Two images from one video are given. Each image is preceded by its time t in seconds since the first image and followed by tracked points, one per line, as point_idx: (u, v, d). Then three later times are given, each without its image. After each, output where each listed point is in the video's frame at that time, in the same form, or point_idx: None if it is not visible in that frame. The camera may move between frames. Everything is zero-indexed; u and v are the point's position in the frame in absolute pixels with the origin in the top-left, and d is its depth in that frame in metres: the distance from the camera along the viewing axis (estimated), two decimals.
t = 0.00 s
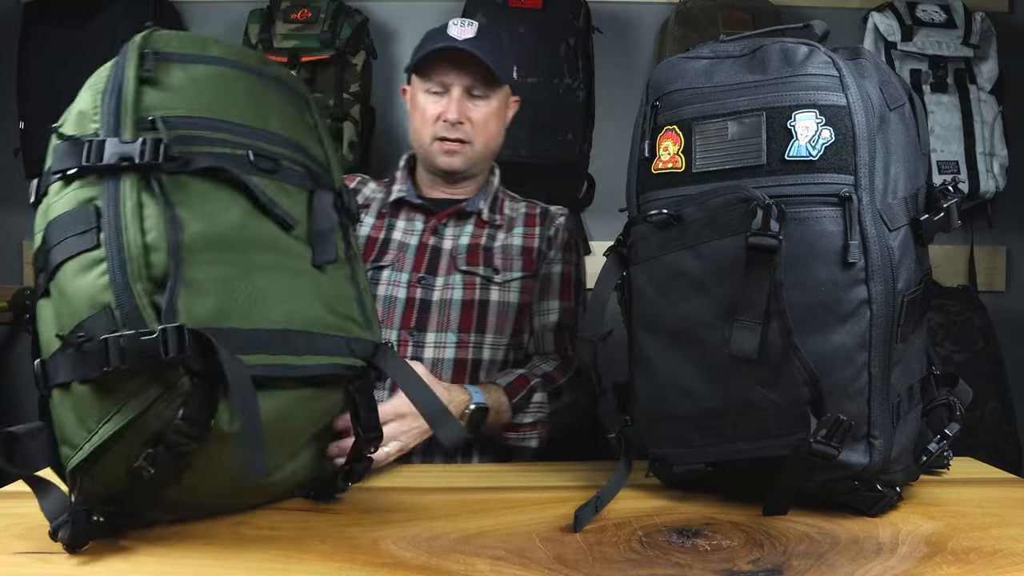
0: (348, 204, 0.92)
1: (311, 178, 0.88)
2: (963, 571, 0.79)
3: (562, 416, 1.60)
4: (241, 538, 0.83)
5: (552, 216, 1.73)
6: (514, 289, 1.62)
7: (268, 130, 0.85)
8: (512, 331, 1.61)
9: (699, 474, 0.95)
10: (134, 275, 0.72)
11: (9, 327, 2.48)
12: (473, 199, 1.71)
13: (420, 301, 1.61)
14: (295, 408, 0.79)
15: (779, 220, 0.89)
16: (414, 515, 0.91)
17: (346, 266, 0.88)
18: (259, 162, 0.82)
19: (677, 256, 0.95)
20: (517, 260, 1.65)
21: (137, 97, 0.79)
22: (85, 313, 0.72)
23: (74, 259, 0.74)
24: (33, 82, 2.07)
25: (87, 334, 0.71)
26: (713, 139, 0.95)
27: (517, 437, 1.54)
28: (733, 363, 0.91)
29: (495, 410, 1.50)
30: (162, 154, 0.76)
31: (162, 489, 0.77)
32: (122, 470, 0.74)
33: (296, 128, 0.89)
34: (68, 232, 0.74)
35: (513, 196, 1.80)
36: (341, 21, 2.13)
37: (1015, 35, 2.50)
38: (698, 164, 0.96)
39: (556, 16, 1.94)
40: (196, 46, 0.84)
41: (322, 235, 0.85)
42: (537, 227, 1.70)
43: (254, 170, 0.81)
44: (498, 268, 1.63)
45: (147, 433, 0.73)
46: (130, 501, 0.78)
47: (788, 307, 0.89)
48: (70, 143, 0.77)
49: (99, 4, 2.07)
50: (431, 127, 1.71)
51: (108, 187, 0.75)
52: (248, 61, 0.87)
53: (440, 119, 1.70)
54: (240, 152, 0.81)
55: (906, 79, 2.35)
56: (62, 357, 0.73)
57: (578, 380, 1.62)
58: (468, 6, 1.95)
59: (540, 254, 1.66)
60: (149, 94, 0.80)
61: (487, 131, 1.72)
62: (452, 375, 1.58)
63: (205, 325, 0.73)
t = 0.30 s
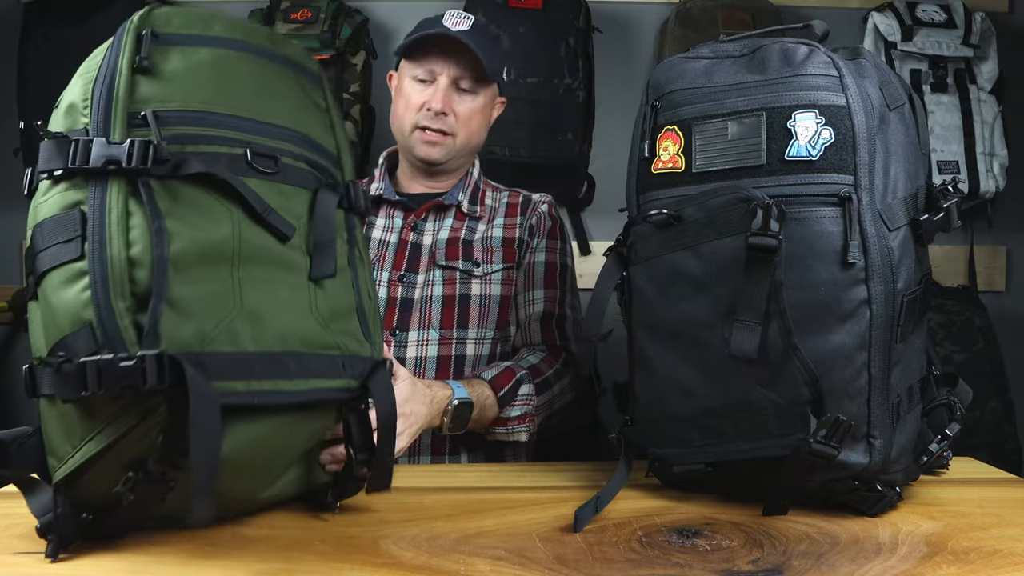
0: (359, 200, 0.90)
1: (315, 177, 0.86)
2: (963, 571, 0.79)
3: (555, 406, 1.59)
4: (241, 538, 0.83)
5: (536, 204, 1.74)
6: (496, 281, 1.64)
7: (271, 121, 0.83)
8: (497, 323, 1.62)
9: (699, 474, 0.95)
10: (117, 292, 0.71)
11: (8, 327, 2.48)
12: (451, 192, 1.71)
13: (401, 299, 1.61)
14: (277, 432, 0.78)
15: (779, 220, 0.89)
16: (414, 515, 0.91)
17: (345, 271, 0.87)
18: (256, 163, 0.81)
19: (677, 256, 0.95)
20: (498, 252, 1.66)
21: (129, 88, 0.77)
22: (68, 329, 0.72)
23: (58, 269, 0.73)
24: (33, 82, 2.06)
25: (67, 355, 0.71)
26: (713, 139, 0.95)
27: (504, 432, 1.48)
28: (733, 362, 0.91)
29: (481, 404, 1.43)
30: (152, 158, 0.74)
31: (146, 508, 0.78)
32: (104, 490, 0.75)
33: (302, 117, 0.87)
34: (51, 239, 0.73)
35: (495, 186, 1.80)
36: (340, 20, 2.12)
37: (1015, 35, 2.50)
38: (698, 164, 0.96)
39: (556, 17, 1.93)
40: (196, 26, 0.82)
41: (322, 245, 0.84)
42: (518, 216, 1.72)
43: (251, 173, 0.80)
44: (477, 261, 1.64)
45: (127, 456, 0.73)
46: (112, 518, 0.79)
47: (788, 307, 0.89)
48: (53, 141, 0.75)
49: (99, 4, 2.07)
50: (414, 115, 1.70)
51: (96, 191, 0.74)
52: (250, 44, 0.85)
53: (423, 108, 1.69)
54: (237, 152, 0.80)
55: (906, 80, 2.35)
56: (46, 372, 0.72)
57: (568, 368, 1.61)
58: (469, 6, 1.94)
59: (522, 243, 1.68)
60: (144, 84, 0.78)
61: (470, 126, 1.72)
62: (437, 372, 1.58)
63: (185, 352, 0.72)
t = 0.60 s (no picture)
0: (375, 198, 0.81)
1: (323, 177, 0.77)
2: (963, 571, 0.79)
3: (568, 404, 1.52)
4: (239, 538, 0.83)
5: (554, 200, 1.63)
6: (512, 279, 1.56)
7: (275, 115, 0.75)
8: (513, 322, 1.55)
9: (699, 474, 0.95)
10: (87, 316, 0.68)
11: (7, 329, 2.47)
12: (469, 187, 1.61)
13: (415, 297, 1.54)
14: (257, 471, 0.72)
15: (779, 220, 0.89)
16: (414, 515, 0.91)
17: (349, 282, 0.78)
18: (251, 168, 0.73)
19: (677, 257, 0.95)
20: (514, 249, 1.57)
21: (123, 78, 0.71)
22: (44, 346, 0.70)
23: (37, 282, 0.70)
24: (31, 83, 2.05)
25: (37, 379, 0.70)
26: (713, 139, 0.95)
27: (518, 435, 1.42)
28: (733, 363, 0.91)
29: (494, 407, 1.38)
30: (132, 168, 0.69)
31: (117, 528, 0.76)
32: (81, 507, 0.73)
33: (315, 106, 0.78)
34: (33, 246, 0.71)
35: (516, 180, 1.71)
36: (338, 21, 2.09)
37: (1015, 35, 2.43)
38: (698, 164, 0.96)
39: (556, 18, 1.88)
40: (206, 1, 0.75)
41: (318, 264, 0.75)
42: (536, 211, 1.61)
43: (239, 181, 0.72)
44: (493, 259, 1.56)
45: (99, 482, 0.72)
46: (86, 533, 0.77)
47: (788, 307, 0.89)
48: (37, 140, 0.71)
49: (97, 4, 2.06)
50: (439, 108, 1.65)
51: (77, 197, 0.69)
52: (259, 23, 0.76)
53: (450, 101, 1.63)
54: (231, 155, 0.73)
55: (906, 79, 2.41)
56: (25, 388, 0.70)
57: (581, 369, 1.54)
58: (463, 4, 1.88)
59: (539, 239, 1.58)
60: (140, 72, 0.72)
61: (495, 122, 1.67)
62: (450, 373, 1.52)
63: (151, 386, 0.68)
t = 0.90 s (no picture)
0: (364, 219, 0.75)
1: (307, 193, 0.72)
2: (963, 571, 0.79)
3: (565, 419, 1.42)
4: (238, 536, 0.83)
5: (577, 204, 1.57)
6: (523, 284, 1.51)
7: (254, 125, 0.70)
8: (520, 328, 1.50)
9: (699, 474, 0.95)
10: (40, 349, 0.67)
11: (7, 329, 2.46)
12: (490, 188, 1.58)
13: (427, 297, 1.50)
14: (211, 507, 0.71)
15: (779, 220, 0.89)
16: (414, 515, 0.91)
17: (330, 314, 0.73)
18: (218, 193, 0.68)
19: (677, 257, 0.95)
20: (528, 252, 1.52)
21: (88, 86, 0.68)
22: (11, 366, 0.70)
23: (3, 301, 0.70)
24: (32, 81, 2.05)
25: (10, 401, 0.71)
26: (713, 139, 0.95)
27: (511, 456, 1.18)
28: (733, 363, 0.91)
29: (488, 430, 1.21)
30: (84, 193, 0.66)
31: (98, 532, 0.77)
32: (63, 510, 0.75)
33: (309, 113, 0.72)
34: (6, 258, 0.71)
35: (541, 183, 1.65)
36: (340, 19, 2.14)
37: (1016, 35, 2.43)
38: (698, 164, 0.95)
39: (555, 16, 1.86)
40: None
41: (281, 311, 0.69)
42: (555, 214, 1.56)
43: (194, 210, 0.67)
44: (504, 261, 1.51)
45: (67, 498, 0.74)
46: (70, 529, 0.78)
47: (788, 307, 0.89)
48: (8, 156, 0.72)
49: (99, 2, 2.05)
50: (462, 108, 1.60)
51: (40, 217, 0.68)
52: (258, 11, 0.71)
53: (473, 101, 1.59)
54: (196, 176, 0.68)
55: (905, 79, 2.40)
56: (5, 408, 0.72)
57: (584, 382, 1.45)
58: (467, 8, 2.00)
59: (554, 245, 1.53)
60: (109, 77, 0.69)
61: (518, 125, 1.61)
62: (452, 375, 1.48)
63: (100, 429, 0.68)
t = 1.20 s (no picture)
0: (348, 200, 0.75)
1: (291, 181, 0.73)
2: (964, 571, 0.79)
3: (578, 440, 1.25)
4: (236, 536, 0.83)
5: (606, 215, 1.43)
6: (545, 299, 1.39)
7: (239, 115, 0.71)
8: (539, 343, 1.40)
9: (698, 475, 0.95)
10: (36, 335, 0.69)
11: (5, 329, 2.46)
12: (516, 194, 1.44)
13: (446, 306, 1.39)
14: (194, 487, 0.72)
15: (779, 220, 0.89)
16: (414, 515, 0.91)
17: (316, 294, 0.74)
18: (204, 179, 0.70)
19: (677, 256, 0.95)
20: (552, 266, 1.40)
21: (80, 85, 0.71)
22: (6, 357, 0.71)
23: None
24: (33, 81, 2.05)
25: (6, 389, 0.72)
26: (713, 139, 0.95)
27: (516, 471, 1.09)
28: (733, 362, 0.91)
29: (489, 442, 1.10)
30: (76, 183, 0.69)
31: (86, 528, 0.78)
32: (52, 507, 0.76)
33: (292, 103, 0.73)
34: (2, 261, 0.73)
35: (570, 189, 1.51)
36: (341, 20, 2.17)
37: (1016, 36, 2.49)
38: (698, 164, 0.96)
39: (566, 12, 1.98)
40: None
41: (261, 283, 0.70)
42: (583, 227, 1.44)
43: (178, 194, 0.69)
44: (528, 274, 1.39)
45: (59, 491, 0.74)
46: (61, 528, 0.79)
47: (788, 307, 0.89)
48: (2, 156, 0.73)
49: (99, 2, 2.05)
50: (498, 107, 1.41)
51: (35, 208, 0.71)
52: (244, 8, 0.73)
53: (510, 101, 1.39)
54: (183, 165, 0.70)
55: (906, 79, 2.35)
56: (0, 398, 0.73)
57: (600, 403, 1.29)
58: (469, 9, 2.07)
59: (580, 259, 1.40)
60: (100, 78, 0.71)
61: (556, 131, 1.42)
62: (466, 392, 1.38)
63: (93, 411, 0.69)
